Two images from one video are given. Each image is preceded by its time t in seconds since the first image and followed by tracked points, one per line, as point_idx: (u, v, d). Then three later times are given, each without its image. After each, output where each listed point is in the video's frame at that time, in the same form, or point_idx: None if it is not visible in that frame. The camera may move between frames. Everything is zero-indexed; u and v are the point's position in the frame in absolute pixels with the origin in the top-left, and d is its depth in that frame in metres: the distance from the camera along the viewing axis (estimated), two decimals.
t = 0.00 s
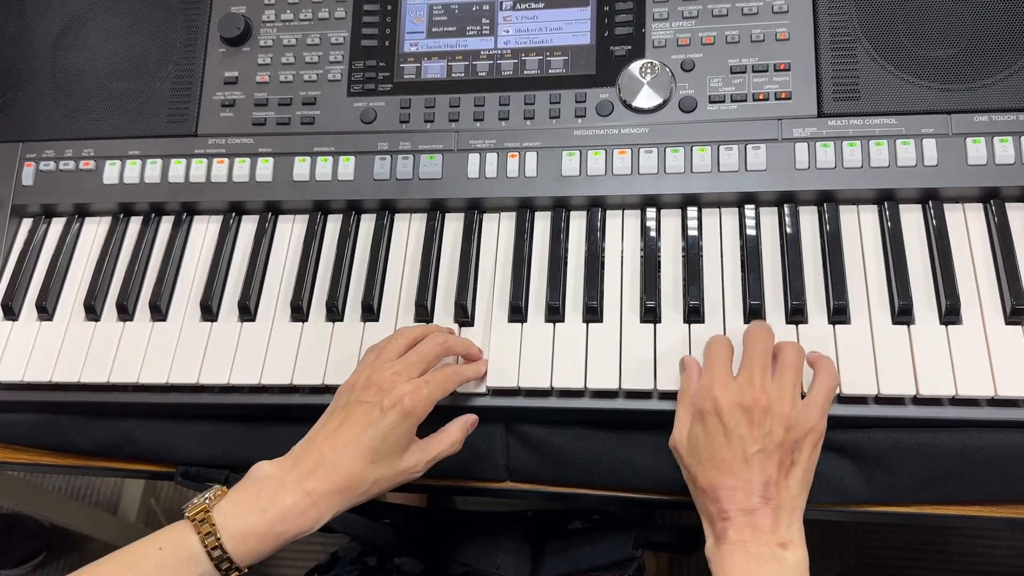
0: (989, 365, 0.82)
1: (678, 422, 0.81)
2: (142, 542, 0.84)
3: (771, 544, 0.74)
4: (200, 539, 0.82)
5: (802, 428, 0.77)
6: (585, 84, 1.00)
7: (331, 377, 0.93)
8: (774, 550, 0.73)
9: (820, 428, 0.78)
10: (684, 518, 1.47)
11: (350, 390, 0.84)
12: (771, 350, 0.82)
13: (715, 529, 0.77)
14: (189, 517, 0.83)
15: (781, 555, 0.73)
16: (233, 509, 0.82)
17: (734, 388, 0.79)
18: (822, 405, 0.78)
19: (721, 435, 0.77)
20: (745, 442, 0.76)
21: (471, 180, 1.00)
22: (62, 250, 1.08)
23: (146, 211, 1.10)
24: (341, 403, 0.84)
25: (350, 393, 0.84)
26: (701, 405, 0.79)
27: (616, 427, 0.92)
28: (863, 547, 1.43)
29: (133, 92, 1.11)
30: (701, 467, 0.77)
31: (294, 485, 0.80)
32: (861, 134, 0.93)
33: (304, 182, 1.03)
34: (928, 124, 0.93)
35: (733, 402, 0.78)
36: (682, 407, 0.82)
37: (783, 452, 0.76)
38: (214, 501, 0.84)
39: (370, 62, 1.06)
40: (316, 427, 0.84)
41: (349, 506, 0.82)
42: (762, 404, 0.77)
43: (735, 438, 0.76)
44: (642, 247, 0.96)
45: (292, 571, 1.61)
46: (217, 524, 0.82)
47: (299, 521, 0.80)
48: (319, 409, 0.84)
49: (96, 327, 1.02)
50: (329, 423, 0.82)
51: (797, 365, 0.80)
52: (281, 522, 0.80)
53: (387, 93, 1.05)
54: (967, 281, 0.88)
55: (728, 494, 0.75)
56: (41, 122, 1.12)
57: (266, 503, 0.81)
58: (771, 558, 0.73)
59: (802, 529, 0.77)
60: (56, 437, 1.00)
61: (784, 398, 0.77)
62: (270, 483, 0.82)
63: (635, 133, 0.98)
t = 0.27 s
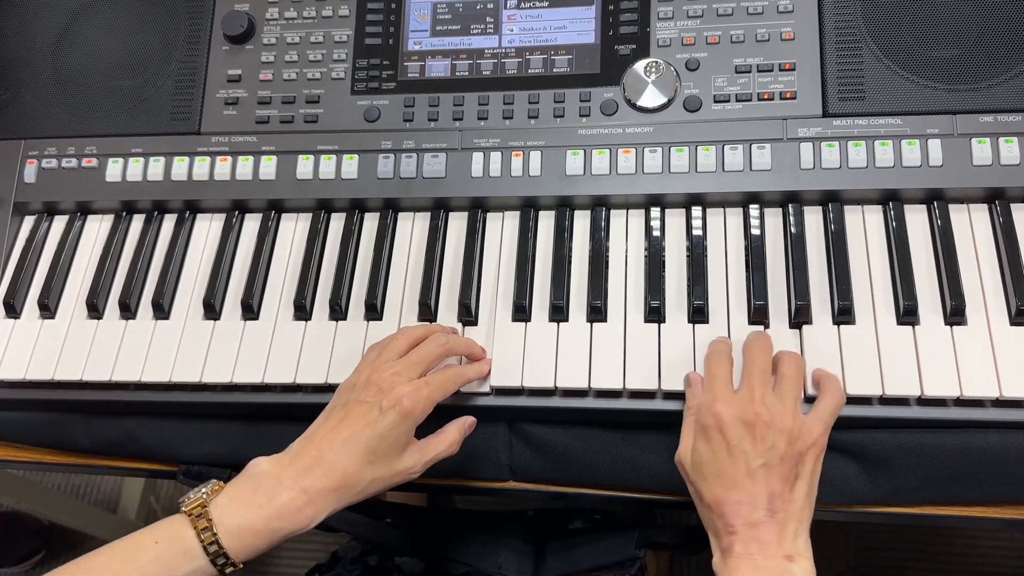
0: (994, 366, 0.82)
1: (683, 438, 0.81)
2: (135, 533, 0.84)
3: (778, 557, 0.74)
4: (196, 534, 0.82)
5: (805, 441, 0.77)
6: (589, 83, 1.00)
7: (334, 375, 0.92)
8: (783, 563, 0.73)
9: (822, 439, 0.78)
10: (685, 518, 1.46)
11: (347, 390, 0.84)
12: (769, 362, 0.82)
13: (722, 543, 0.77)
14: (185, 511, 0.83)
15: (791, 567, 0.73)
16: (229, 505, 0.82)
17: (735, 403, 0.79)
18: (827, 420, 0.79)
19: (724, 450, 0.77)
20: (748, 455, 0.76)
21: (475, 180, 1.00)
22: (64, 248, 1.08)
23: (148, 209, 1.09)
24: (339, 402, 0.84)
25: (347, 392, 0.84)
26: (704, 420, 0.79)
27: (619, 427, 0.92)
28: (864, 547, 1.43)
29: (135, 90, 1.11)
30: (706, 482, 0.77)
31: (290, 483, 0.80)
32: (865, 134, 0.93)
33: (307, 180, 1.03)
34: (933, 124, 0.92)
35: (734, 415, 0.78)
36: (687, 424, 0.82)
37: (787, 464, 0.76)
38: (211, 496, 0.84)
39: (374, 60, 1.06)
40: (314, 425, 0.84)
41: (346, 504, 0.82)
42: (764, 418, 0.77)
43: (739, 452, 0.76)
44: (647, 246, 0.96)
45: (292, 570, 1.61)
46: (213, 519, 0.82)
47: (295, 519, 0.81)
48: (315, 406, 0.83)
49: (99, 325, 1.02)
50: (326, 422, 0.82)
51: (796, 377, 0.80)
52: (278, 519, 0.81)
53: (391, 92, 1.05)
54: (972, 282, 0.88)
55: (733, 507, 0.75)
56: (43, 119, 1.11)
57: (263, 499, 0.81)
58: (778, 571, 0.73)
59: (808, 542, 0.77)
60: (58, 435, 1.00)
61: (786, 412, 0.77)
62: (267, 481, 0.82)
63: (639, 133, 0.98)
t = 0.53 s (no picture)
0: (993, 367, 0.82)
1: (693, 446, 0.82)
2: (133, 540, 0.84)
3: (788, 567, 0.74)
4: (193, 537, 0.82)
5: (815, 452, 0.77)
6: (589, 83, 1.00)
7: (333, 375, 0.92)
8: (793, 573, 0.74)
9: (830, 449, 0.78)
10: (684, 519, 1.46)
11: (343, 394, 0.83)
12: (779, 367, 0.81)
13: (731, 553, 0.77)
14: (183, 515, 0.83)
15: None
16: (226, 512, 0.82)
17: (745, 413, 0.78)
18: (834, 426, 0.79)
19: (735, 462, 0.77)
20: (759, 467, 0.76)
21: (475, 179, 1.00)
22: (63, 246, 1.07)
23: (148, 207, 1.09)
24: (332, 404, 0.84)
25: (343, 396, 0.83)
26: (714, 432, 0.78)
27: (619, 427, 0.92)
28: (862, 548, 1.43)
29: (135, 88, 1.10)
30: (716, 493, 0.77)
31: (287, 488, 0.80)
32: (866, 135, 0.93)
33: (307, 179, 1.03)
34: (933, 125, 0.92)
35: (746, 426, 0.77)
36: (698, 433, 0.82)
37: (797, 476, 0.76)
38: (207, 499, 0.85)
39: (374, 60, 1.06)
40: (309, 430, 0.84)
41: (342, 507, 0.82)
42: (775, 429, 0.76)
43: (750, 465, 0.76)
44: (646, 247, 0.96)
45: (291, 569, 1.61)
46: (209, 525, 0.82)
47: (292, 521, 0.81)
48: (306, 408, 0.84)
49: (97, 324, 1.02)
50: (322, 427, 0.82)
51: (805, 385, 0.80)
52: (276, 524, 0.81)
53: (391, 91, 1.05)
54: (972, 283, 0.88)
55: (744, 519, 0.76)
56: (42, 118, 1.11)
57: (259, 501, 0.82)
58: None
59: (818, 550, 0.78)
60: (56, 433, 1.00)
61: (797, 422, 0.77)
62: (264, 486, 0.82)
63: (639, 133, 0.97)
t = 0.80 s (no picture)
0: (995, 368, 0.82)
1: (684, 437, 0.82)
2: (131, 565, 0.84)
3: (777, 560, 0.75)
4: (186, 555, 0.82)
5: (806, 446, 0.78)
6: (590, 82, 1.00)
7: (333, 374, 0.92)
8: (781, 567, 0.75)
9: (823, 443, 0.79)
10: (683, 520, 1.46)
11: (196, 379, 0.86)
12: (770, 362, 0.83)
13: (720, 545, 0.78)
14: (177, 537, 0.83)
15: (788, 571, 0.75)
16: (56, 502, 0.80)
17: (737, 405, 0.79)
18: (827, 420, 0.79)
19: (727, 453, 0.78)
20: (749, 459, 0.77)
21: (475, 178, 0.99)
22: (63, 245, 1.07)
23: (148, 206, 1.09)
24: (159, 379, 0.84)
25: (176, 377, 0.85)
26: (705, 422, 0.79)
27: (619, 427, 0.91)
28: (861, 548, 1.43)
29: (135, 86, 1.10)
30: (707, 484, 0.78)
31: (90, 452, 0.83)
32: (868, 135, 0.93)
33: (307, 178, 1.03)
34: (935, 125, 0.92)
35: (738, 418, 0.78)
36: (689, 424, 0.83)
37: (788, 469, 0.77)
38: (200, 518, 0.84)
39: (375, 58, 1.05)
40: (147, 406, 0.83)
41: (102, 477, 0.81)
42: (766, 421, 0.78)
43: (740, 456, 0.77)
44: (647, 246, 0.96)
45: (290, 568, 1.61)
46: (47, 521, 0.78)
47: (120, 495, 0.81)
48: (126, 384, 0.83)
49: (96, 322, 1.01)
50: (163, 399, 0.83)
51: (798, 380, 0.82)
52: (97, 502, 0.80)
53: (391, 89, 1.04)
54: (973, 284, 0.88)
55: (733, 510, 0.77)
56: (42, 115, 1.11)
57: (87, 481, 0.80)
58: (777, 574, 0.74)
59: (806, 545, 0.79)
60: (55, 432, 0.99)
61: (789, 415, 0.78)
62: (82, 465, 0.81)
63: (640, 132, 0.97)
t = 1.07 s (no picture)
0: (999, 369, 0.82)
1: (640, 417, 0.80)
2: None
3: (692, 538, 0.70)
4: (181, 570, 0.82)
5: (754, 440, 0.73)
6: (593, 82, 1.00)
7: (336, 374, 0.92)
8: (696, 545, 0.69)
9: (777, 445, 0.74)
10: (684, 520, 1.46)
11: (197, 409, 0.88)
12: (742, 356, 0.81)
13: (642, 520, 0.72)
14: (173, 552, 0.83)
15: (705, 550, 0.69)
16: (37, 502, 0.83)
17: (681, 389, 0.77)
18: (785, 428, 0.75)
19: (670, 428, 0.75)
20: (687, 432, 0.74)
21: (478, 178, 0.99)
22: (64, 243, 1.07)
23: (149, 205, 1.09)
24: (166, 396, 0.87)
25: (181, 400, 0.87)
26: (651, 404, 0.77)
27: (622, 427, 0.91)
28: (862, 549, 1.43)
29: (136, 84, 1.10)
30: (645, 453, 0.74)
31: (77, 451, 0.84)
32: (872, 135, 0.93)
33: (309, 177, 1.02)
34: (939, 126, 0.92)
35: (688, 397, 0.76)
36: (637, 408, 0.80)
37: (727, 455, 0.73)
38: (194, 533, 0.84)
39: (377, 57, 1.05)
40: (145, 416, 0.85)
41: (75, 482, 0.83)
42: (717, 404, 0.75)
43: (681, 431, 0.74)
44: (650, 247, 0.95)
45: (291, 568, 1.60)
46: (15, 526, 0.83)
47: (98, 498, 0.84)
48: (135, 390, 0.86)
49: (98, 321, 1.01)
50: (162, 414, 0.86)
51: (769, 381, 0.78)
52: (72, 507, 0.83)
53: (394, 89, 1.04)
54: (978, 285, 0.88)
55: (660, 478, 0.72)
56: (43, 114, 1.11)
57: (62, 485, 0.83)
58: (688, 549, 0.69)
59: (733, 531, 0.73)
60: (56, 431, 0.99)
61: (743, 401, 0.75)
62: (60, 467, 0.84)
63: (643, 132, 0.97)
